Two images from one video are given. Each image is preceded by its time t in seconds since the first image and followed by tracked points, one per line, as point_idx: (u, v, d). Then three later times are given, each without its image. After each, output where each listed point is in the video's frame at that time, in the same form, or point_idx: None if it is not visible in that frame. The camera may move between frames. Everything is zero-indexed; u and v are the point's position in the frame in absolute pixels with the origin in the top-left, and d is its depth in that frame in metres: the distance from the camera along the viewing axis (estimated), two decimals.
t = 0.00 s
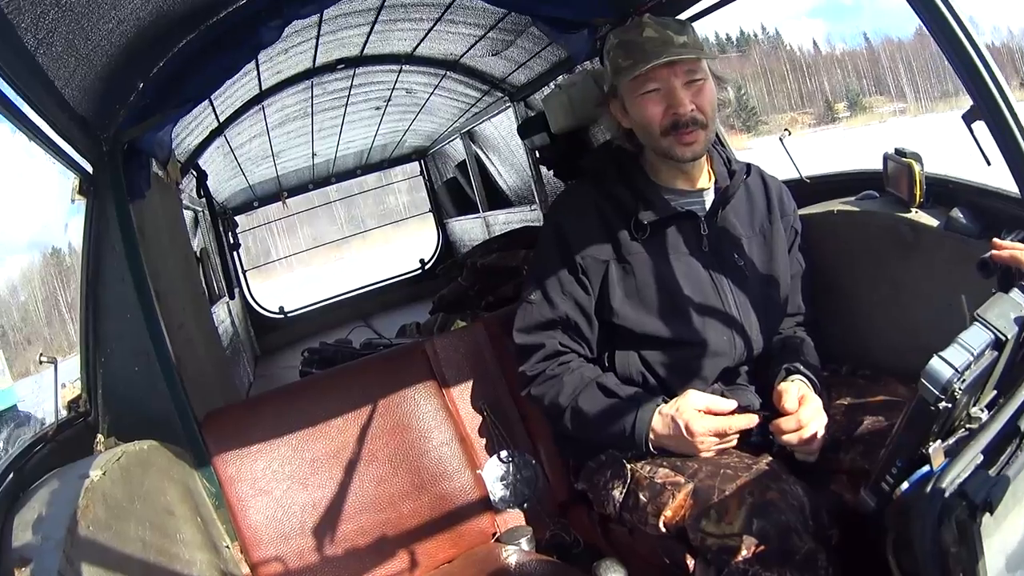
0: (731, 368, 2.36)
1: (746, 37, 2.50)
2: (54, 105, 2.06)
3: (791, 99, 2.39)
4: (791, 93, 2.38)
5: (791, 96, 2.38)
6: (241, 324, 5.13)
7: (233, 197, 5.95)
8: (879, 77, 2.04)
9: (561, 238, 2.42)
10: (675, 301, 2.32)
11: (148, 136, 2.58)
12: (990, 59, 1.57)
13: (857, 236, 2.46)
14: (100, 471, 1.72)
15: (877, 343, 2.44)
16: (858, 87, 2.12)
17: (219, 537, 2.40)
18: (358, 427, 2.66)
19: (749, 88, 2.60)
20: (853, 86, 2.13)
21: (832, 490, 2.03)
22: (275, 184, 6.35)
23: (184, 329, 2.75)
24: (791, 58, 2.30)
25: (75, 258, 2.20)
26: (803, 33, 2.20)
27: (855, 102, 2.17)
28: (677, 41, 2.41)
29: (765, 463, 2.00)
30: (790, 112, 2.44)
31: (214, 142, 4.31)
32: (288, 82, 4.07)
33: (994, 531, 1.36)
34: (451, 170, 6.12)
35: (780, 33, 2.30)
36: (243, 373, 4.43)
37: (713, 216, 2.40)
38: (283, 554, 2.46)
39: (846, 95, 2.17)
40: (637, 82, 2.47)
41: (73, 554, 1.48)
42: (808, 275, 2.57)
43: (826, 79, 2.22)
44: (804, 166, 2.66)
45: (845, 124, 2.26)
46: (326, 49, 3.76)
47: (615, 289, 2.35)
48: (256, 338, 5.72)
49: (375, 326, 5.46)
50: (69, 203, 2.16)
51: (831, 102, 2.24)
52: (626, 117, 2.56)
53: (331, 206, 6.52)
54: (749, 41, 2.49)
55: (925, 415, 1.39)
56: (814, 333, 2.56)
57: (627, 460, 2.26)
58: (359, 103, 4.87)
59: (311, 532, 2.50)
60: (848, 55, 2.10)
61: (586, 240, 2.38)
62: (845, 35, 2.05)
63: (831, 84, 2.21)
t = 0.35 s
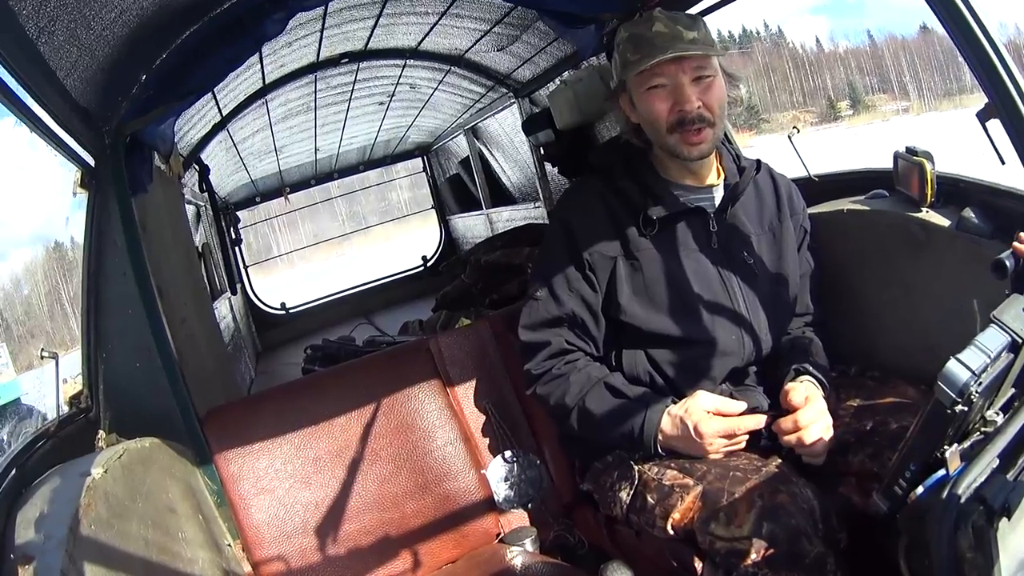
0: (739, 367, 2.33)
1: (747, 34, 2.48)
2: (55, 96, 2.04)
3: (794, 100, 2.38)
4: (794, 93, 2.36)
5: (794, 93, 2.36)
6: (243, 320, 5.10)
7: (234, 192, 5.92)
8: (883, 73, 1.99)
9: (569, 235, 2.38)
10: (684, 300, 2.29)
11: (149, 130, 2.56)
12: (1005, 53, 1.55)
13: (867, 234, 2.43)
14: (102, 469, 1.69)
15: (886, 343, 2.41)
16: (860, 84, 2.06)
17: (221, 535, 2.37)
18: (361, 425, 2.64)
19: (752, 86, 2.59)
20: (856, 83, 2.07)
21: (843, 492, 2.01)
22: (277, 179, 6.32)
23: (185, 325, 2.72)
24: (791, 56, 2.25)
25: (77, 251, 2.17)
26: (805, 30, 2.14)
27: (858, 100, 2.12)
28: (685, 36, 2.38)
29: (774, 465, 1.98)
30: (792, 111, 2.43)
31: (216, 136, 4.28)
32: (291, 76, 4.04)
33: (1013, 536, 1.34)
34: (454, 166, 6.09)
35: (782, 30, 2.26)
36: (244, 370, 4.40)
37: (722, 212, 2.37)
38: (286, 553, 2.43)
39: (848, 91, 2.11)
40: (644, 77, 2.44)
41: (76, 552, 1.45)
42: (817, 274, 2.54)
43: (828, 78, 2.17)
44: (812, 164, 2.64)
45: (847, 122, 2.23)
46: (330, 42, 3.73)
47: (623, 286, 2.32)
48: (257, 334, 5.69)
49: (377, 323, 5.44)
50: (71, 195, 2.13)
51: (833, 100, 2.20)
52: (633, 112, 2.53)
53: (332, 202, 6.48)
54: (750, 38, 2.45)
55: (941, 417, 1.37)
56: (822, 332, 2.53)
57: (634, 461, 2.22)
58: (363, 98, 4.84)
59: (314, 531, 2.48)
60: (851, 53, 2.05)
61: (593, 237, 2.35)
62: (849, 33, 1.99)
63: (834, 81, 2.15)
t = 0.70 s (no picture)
0: (735, 385, 2.38)
1: (762, 55, 2.54)
2: (75, 82, 2.10)
3: (806, 122, 2.46)
4: (806, 116, 2.44)
5: (809, 115, 2.43)
6: (245, 314, 5.16)
7: (243, 187, 5.98)
8: (893, 100, 2.08)
9: (574, 246, 2.44)
10: (684, 316, 2.34)
11: (163, 119, 2.63)
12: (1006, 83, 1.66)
13: (865, 260, 2.48)
14: (105, 449, 1.73)
15: (880, 368, 2.46)
16: (871, 110, 2.16)
17: (217, 522, 2.41)
18: (361, 423, 2.69)
19: (764, 109, 2.66)
20: (866, 110, 2.18)
21: (829, 511, 2.05)
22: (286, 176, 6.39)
23: (192, 315, 2.78)
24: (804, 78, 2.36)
25: (86, 234, 2.22)
26: (820, 55, 2.24)
27: (868, 126, 2.22)
28: (697, 58, 2.45)
29: (763, 480, 2.04)
30: (802, 134, 2.52)
31: (229, 130, 4.34)
32: (306, 75, 4.10)
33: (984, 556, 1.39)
34: (464, 173, 6.16)
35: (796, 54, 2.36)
36: (245, 363, 4.45)
37: (725, 233, 2.43)
38: (280, 543, 2.48)
39: (858, 117, 2.22)
40: (655, 95, 2.51)
41: (77, 527, 1.46)
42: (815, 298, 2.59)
43: (839, 103, 2.28)
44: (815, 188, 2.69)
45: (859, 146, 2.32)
46: (347, 44, 3.80)
47: (625, 300, 2.37)
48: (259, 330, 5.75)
49: (378, 324, 5.49)
50: (83, 179, 2.19)
51: (844, 125, 2.29)
52: (643, 129, 2.59)
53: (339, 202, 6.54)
54: (764, 60, 2.54)
55: (923, 439, 1.42)
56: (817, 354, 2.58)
57: (628, 472, 2.28)
58: (375, 101, 4.90)
59: (309, 523, 2.53)
60: (862, 78, 2.15)
61: (597, 250, 2.41)
62: (863, 59, 2.10)
63: (845, 106, 2.25)
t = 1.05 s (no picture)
0: (730, 397, 2.39)
1: (770, 73, 2.56)
2: (89, 71, 2.12)
3: (811, 142, 2.48)
4: (812, 136, 2.47)
5: (812, 136, 2.46)
6: (246, 312, 5.18)
7: (249, 185, 6.02)
8: (901, 124, 2.12)
9: (576, 254, 2.46)
10: (682, 327, 2.36)
11: (176, 115, 2.66)
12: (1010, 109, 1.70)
13: (864, 278, 2.50)
14: (105, 436, 1.75)
15: (875, 386, 2.47)
16: (878, 132, 2.20)
17: (211, 515, 2.42)
18: (358, 423, 2.70)
19: (770, 127, 2.67)
20: (874, 131, 2.22)
21: (820, 525, 2.06)
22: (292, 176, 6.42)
23: (194, 309, 2.80)
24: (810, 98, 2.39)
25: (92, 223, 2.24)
26: (829, 75, 2.28)
27: (874, 147, 2.26)
28: (703, 71, 2.45)
29: (755, 492, 2.04)
30: (807, 154, 2.54)
31: (238, 127, 4.37)
32: (317, 77, 4.13)
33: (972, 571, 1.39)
34: (469, 181, 6.18)
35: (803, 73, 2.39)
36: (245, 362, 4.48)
37: (725, 245, 2.45)
38: (273, 539, 2.49)
39: (865, 139, 2.26)
40: (660, 106, 2.53)
41: (74, 510, 1.48)
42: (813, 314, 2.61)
43: (846, 126, 2.31)
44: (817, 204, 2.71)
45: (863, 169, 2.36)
46: (358, 47, 3.83)
47: (623, 310, 2.39)
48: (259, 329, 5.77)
49: (378, 327, 5.51)
50: (91, 170, 2.21)
51: (850, 146, 2.34)
52: (648, 139, 2.62)
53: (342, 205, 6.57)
54: (773, 78, 2.55)
55: (914, 453, 1.44)
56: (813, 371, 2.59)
57: (619, 480, 2.30)
58: (384, 105, 4.93)
59: (302, 521, 2.54)
60: (871, 99, 2.18)
61: (598, 258, 2.43)
62: (871, 80, 2.14)
63: (852, 128, 2.29)
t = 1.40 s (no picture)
0: (722, 410, 2.42)
1: (775, 91, 2.59)
2: (101, 71, 2.16)
3: (813, 158, 2.53)
4: (815, 152, 2.51)
5: (813, 153, 2.52)
6: (247, 314, 5.22)
7: (253, 189, 6.06)
8: (905, 143, 2.16)
9: (574, 265, 2.49)
10: (677, 340, 2.39)
11: (183, 116, 2.69)
12: (1007, 133, 1.80)
13: (858, 297, 2.53)
14: (105, 430, 1.78)
15: (868, 404, 2.50)
16: (882, 152, 2.25)
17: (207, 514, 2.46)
18: (355, 427, 2.72)
19: (772, 143, 2.70)
20: (878, 152, 2.26)
21: (809, 539, 2.08)
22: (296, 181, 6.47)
23: (195, 309, 2.83)
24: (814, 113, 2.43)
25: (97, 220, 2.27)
26: (834, 93, 2.33)
27: (878, 167, 2.31)
28: (706, 87, 2.50)
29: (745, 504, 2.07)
30: (810, 171, 2.59)
31: (244, 131, 4.41)
32: (324, 82, 4.17)
33: None
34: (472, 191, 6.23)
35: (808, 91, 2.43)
36: (245, 364, 4.52)
37: (721, 260, 2.48)
38: (267, 539, 2.51)
39: (870, 159, 2.30)
40: (660, 121, 2.56)
41: (74, 501, 1.50)
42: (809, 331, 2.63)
43: (851, 143, 2.35)
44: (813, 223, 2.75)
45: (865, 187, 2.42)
46: (365, 55, 3.88)
47: (619, 322, 2.42)
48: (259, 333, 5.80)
49: (378, 334, 5.55)
50: (98, 168, 2.25)
51: (853, 165, 2.39)
52: (648, 154, 2.66)
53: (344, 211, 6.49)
54: (778, 95, 2.58)
55: (901, 469, 1.46)
56: (807, 387, 2.62)
57: (612, 489, 2.31)
58: (389, 112, 4.98)
59: (297, 522, 2.56)
60: (875, 118, 2.23)
61: (596, 270, 2.46)
62: (876, 99, 2.18)
63: (857, 146, 2.33)
